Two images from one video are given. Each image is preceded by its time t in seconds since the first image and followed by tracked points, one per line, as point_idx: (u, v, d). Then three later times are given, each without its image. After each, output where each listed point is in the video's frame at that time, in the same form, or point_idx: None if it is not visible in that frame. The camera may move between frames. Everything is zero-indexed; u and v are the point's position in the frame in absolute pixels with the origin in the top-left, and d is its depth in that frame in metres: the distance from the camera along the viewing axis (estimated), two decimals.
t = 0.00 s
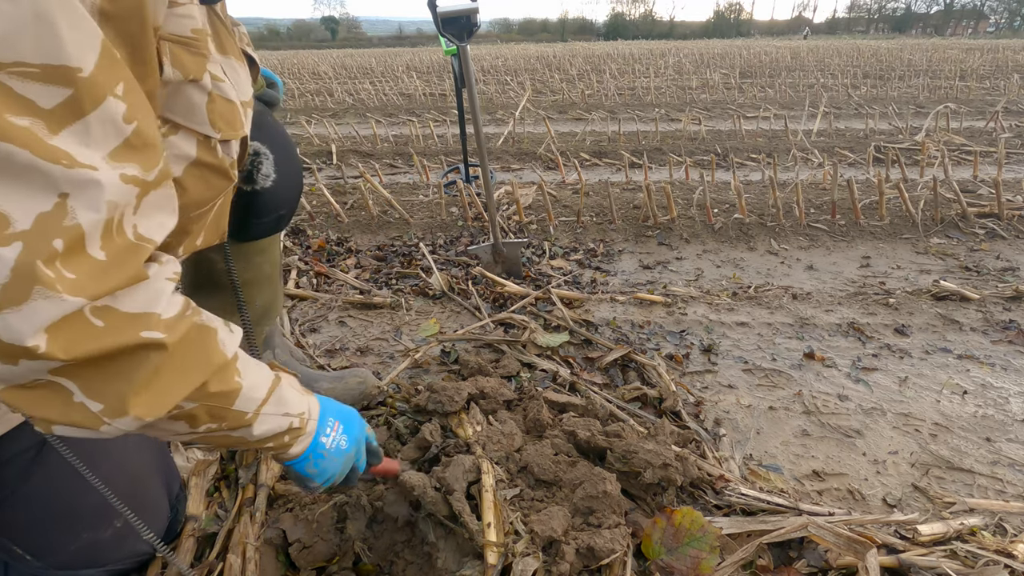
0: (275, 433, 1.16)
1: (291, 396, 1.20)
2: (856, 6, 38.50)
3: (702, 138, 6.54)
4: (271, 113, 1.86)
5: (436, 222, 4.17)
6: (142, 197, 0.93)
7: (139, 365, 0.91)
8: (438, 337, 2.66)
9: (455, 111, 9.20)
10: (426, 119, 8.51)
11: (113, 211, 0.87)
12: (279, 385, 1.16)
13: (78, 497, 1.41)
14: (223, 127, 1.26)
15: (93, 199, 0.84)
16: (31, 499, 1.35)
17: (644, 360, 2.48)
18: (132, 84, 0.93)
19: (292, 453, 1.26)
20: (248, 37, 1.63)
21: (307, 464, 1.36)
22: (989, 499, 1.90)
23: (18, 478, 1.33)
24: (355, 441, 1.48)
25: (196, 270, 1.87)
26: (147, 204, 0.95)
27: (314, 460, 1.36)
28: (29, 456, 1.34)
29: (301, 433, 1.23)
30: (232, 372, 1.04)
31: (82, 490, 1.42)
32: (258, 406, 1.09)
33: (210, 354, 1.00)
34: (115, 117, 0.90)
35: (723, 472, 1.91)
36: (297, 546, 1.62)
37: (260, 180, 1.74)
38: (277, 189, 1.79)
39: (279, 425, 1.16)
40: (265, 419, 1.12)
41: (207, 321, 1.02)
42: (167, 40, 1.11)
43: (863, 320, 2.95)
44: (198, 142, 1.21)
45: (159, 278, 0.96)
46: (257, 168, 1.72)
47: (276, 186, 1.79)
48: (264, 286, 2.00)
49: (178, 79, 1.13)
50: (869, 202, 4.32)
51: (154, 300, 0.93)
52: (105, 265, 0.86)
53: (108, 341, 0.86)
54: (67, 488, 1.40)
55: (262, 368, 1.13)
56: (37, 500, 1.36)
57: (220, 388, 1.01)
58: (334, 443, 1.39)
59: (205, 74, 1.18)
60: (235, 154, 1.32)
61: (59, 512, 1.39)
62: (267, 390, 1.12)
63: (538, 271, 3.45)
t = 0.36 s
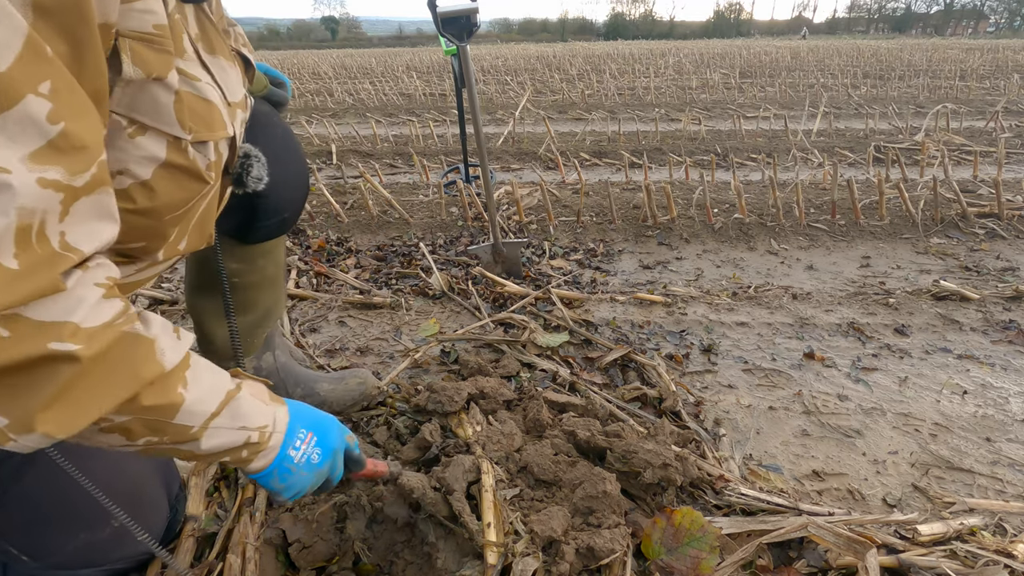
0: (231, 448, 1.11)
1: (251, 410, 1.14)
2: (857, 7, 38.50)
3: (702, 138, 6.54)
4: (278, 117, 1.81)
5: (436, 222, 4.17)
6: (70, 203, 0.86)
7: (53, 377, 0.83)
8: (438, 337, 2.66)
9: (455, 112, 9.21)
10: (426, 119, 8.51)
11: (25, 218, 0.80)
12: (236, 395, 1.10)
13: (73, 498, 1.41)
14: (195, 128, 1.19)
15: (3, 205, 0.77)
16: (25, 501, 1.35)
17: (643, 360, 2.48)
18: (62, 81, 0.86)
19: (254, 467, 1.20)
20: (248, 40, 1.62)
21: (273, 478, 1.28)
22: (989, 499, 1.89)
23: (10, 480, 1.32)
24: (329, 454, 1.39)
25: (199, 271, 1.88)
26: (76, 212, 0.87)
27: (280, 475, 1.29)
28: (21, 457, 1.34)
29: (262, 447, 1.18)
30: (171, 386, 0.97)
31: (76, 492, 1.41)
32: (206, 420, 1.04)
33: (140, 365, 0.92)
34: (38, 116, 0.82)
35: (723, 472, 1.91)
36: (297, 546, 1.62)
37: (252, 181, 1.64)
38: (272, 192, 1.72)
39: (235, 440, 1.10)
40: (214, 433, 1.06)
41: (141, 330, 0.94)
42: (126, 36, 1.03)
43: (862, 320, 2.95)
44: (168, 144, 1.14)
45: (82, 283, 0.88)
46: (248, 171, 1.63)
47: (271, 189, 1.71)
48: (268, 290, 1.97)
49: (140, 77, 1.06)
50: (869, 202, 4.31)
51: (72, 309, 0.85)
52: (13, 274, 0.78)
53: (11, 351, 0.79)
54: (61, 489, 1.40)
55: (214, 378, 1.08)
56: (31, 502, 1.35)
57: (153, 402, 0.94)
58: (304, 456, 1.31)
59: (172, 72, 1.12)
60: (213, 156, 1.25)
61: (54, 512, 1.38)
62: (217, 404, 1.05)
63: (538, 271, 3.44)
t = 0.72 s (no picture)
0: (240, 500, 1.07)
1: (269, 462, 1.11)
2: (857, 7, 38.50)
3: (702, 138, 6.54)
4: (287, 120, 1.79)
5: (436, 222, 4.17)
6: (76, 216, 0.83)
7: (66, 410, 0.81)
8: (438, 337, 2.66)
9: (455, 111, 9.21)
10: (426, 119, 8.52)
11: (34, 233, 0.78)
12: (255, 445, 1.07)
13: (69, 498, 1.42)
14: (182, 141, 1.15)
15: (12, 221, 0.75)
16: (21, 500, 1.36)
17: (643, 360, 2.48)
18: (62, 94, 0.83)
19: (264, 523, 1.16)
20: (252, 44, 1.60)
21: (283, 534, 1.23)
22: (989, 499, 1.90)
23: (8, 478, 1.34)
24: (346, 513, 1.32)
25: (201, 271, 1.87)
26: (86, 225, 0.85)
27: (292, 531, 1.23)
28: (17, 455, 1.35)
29: (272, 504, 1.13)
30: (188, 428, 0.95)
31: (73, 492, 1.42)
32: (219, 468, 1.01)
33: (159, 402, 0.90)
34: (39, 131, 0.80)
35: (723, 472, 1.91)
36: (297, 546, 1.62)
37: (249, 192, 1.63)
38: (277, 197, 1.70)
39: (246, 492, 1.07)
40: (224, 483, 1.02)
41: (165, 367, 0.93)
42: (107, 48, 0.99)
43: (862, 320, 2.95)
44: (154, 158, 1.10)
45: (106, 310, 0.86)
46: (246, 181, 1.61)
47: (276, 194, 1.70)
48: (271, 293, 1.97)
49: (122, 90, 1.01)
50: (869, 202, 4.31)
51: (96, 340, 0.84)
52: (27, 292, 0.76)
53: (27, 380, 0.77)
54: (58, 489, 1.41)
55: (235, 422, 1.05)
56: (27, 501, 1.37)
57: (168, 442, 0.92)
58: (318, 516, 1.24)
59: (157, 84, 1.07)
60: (202, 169, 1.21)
61: (51, 512, 1.39)
62: (234, 451, 1.03)
63: (538, 271, 3.45)
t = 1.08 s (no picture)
0: (231, 474, 1.11)
1: (255, 436, 1.13)
2: (857, 7, 38.50)
3: (702, 138, 6.54)
4: (291, 121, 1.78)
5: (436, 222, 4.17)
6: (41, 220, 0.84)
7: (34, 404, 0.82)
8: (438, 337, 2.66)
9: (455, 112, 9.20)
10: (426, 119, 8.52)
11: None
12: (238, 421, 1.09)
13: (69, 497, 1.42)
14: (179, 141, 1.13)
15: None
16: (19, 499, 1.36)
17: (643, 360, 2.48)
18: (31, 91, 0.83)
19: (257, 494, 1.20)
20: (256, 43, 1.59)
21: (278, 503, 1.28)
22: (989, 499, 1.89)
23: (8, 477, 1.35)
24: (341, 484, 1.38)
25: (203, 271, 1.86)
26: (52, 228, 0.85)
27: (286, 500, 1.29)
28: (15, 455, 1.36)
29: (264, 476, 1.17)
30: (165, 411, 0.97)
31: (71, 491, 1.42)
32: (203, 446, 1.04)
33: (129, 390, 0.91)
34: (5, 131, 0.79)
35: (723, 472, 1.91)
36: (297, 546, 1.62)
37: (249, 192, 1.57)
38: (280, 199, 1.70)
39: (234, 467, 1.10)
40: (212, 460, 1.06)
41: (133, 354, 0.93)
42: (100, 47, 0.99)
43: (862, 320, 2.95)
44: (149, 157, 1.09)
45: (67, 303, 0.86)
46: (246, 181, 1.54)
47: (279, 196, 1.69)
48: (273, 294, 1.97)
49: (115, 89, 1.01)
50: (869, 202, 4.31)
51: (56, 333, 0.84)
52: None
53: None
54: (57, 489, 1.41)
55: (217, 402, 1.07)
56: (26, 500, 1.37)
57: (143, 426, 0.94)
58: (312, 487, 1.30)
59: (151, 83, 1.06)
60: (201, 169, 1.20)
61: (52, 511, 1.39)
62: (215, 429, 1.05)
63: (538, 271, 3.44)
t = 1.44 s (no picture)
0: (298, 412, 1.20)
1: (312, 374, 1.22)
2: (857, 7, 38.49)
3: (702, 138, 6.54)
4: (290, 121, 1.78)
5: (436, 222, 4.18)
6: (108, 193, 0.92)
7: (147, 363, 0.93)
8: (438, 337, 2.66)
9: (455, 111, 9.20)
10: (426, 119, 8.52)
11: (80, 215, 0.86)
12: (296, 363, 1.18)
13: (65, 500, 1.40)
14: (161, 143, 1.13)
15: (59, 206, 0.84)
16: (13, 504, 1.33)
17: (643, 360, 2.48)
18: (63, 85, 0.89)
19: (319, 426, 1.28)
20: (250, 42, 1.61)
21: (336, 432, 1.38)
22: (989, 499, 1.89)
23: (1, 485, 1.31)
24: (385, 409, 1.47)
25: (202, 271, 1.86)
26: (116, 201, 0.93)
27: (342, 428, 1.38)
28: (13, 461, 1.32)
29: (325, 409, 1.26)
30: (242, 360, 1.07)
31: (68, 494, 1.40)
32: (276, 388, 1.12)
33: (213, 343, 1.02)
34: (56, 117, 0.86)
35: (723, 472, 1.91)
36: (297, 546, 1.62)
37: (241, 195, 1.52)
38: (278, 199, 1.70)
39: (299, 404, 1.18)
40: (284, 399, 1.14)
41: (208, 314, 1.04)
42: (81, 46, 0.99)
43: (862, 320, 2.95)
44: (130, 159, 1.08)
45: (148, 275, 0.97)
46: (236, 184, 1.48)
47: (277, 196, 1.70)
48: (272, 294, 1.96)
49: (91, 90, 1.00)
50: (869, 202, 4.31)
51: (151, 297, 0.95)
52: (85, 270, 0.87)
53: (108, 342, 0.89)
54: (53, 492, 1.38)
55: (276, 349, 1.16)
56: (21, 504, 1.34)
57: (232, 374, 1.05)
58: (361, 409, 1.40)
59: (132, 84, 1.05)
60: (186, 173, 1.20)
61: (48, 513, 1.38)
62: (283, 372, 1.14)
63: (538, 271, 3.45)
